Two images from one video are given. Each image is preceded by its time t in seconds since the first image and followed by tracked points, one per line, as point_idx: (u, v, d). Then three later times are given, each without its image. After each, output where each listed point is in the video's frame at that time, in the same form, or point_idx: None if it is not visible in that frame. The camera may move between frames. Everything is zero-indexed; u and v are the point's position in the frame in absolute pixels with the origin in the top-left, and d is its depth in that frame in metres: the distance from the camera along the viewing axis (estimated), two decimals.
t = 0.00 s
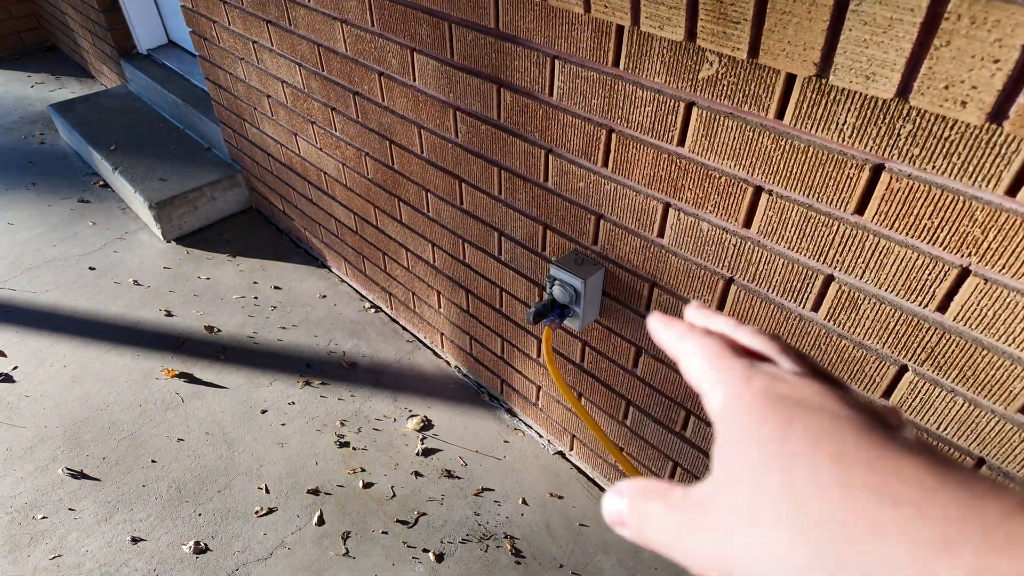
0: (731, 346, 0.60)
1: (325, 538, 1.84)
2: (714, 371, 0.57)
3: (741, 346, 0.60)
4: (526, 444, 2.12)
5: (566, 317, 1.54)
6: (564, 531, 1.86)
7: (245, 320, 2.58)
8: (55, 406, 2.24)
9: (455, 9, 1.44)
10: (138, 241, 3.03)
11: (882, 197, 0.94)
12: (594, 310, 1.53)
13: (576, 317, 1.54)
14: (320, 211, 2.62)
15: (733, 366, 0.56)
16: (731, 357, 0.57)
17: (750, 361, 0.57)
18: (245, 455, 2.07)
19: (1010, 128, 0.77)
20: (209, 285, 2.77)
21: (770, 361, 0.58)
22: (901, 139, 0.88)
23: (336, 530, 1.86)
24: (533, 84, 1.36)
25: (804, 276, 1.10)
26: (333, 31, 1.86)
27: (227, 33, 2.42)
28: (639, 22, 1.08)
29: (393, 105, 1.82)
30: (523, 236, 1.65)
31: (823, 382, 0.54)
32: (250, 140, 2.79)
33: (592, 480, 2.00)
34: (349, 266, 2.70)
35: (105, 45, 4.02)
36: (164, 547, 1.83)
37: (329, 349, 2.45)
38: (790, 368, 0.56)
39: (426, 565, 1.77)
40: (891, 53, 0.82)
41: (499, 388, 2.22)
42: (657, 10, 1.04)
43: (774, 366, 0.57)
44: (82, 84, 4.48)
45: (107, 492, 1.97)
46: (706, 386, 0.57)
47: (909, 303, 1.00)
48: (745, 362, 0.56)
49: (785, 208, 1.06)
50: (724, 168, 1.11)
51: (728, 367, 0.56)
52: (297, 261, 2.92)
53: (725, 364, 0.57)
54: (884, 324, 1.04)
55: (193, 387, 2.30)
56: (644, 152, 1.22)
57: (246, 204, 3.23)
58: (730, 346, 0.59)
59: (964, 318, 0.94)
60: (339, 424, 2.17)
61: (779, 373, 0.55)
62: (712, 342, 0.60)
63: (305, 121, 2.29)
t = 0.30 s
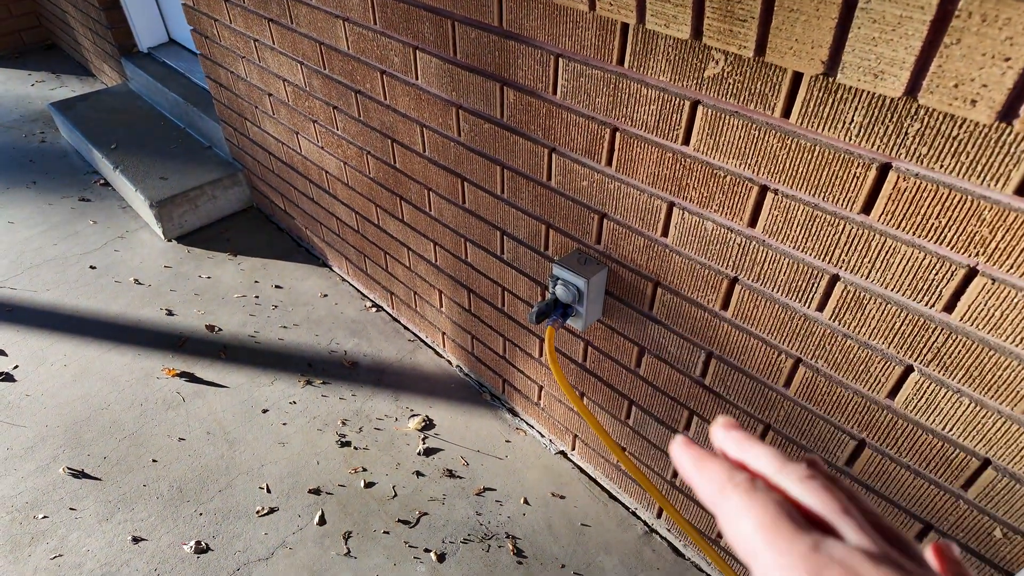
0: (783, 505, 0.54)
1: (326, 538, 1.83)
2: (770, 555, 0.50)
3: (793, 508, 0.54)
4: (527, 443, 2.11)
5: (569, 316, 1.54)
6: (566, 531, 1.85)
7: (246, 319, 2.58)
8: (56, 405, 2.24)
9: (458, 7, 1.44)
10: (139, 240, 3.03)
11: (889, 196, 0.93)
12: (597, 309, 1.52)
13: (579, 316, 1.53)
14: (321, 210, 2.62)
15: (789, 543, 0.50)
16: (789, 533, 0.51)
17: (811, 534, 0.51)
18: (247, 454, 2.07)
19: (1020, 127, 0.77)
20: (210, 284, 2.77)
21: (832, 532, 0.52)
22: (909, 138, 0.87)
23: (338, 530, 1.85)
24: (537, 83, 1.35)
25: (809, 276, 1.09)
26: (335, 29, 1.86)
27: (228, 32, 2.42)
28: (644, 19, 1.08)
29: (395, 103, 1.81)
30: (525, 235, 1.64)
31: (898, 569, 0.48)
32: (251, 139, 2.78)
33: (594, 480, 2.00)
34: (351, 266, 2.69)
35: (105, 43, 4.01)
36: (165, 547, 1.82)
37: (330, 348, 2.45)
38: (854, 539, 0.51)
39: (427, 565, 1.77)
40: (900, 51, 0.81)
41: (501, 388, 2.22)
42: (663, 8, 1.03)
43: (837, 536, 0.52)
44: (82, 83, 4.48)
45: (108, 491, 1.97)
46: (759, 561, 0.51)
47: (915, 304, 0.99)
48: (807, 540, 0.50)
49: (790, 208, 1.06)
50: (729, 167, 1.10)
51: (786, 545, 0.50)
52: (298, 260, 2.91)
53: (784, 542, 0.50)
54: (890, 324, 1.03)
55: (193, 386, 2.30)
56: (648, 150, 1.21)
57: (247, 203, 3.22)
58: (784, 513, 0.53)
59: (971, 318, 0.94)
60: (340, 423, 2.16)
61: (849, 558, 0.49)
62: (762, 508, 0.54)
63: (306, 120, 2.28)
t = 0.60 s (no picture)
0: (714, 333, 0.59)
1: (324, 535, 1.84)
2: (687, 354, 0.57)
3: (722, 334, 0.60)
4: (525, 441, 2.11)
5: (565, 314, 1.54)
6: (563, 528, 1.85)
7: (244, 318, 2.58)
8: (54, 403, 2.24)
9: (454, 5, 1.44)
10: (137, 239, 3.03)
11: (883, 192, 0.93)
12: (594, 307, 1.53)
13: (576, 313, 1.53)
14: (319, 208, 2.62)
15: (712, 358, 0.55)
16: (709, 345, 0.57)
17: (729, 347, 0.57)
18: (245, 452, 2.07)
19: (1012, 122, 0.77)
20: (208, 283, 2.77)
21: (748, 352, 0.57)
22: (903, 134, 0.87)
23: (335, 528, 1.85)
24: (533, 80, 1.35)
25: (804, 273, 1.09)
26: (332, 27, 1.86)
27: (226, 30, 2.42)
28: (639, 16, 1.08)
29: (392, 101, 1.81)
30: (522, 233, 1.65)
31: (796, 377, 0.54)
32: (249, 137, 2.78)
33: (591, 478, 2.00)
34: (349, 264, 2.69)
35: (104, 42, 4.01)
36: (163, 545, 1.82)
37: (328, 346, 2.45)
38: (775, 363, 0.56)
39: (425, 563, 1.77)
40: (892, 47, 0.81)
41: (498, 385, 2.22)
42: (657, 5, 1.03)
43: (753, 354, 0.58)
44: (81, 82, 4.48)
45: (106, 489, 1.97)
46: (681, 374, 0.57)
47: (909, 300, 0.99)
48: (723, 352, 0.56)
49: (785, 204, 1.06)
50: (724, 165, 1.10)
51: (706, 355, 0.56)
52: (296, 259, 2.91)
53: (702, 351, 0.56)
54: (884, 321, 1.04)
55: (192, 384, 2.30)
56: (643, 148, 1.21)
57: (245, 201, 3.22)
58: (712, 333, 0.58)
59: (964, 314, 0.94)
60: (338, 421, 2.16)
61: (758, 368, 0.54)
62: (692, 323, 0.60)
63: (304, 118, 2.29)
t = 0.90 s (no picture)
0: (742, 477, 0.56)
1: (327, 536, 1.84)
2: (722, 504, 0.53)
3: (752, 474, 0.57)
4: (528, 441, 2.12)
5: (569, 314, 1.54)
6: (566, 528, 1.86)
7: (246, 318, 2.58)
8: (56, 404, 2.24)
9: (457, 5, 1.44)
10: (138, 239, 3.03)
11: (888, 193, 0.93)
12: (597, 307, 1.53)
13: (579, 314, 1.53)
14: (321, 209, 2.62)
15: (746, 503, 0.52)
16: (743, 490, 0.54)
17: (762, 490, 0.53)
18: (248, 452, 2.07)
19: (1019, 123, 0.77)
20: (210, 283, 2.77)
21: (787, 494, 0.53)
22: (908, 135, 0.88)
23: (338, 528, 1.86)
24: (536, 81, 1.36)
25: (808, 273, 1.10)
26: (335, 28, 1.86)
27: (227, 31, 2.42)
28: (643, 17, 1.08)
29: (394, 102, 1.81)
30: (525, 233, 1.65)
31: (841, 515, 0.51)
32: (250, 138, 2.78)
33: (594, 478, 2.00)
34: (351, 264, 2.69)
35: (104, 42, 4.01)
36: (166, 546, 1.83)
37: (330, 347, 2.45)
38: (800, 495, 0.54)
39: (428, 563, 1.77)
40: (899, 49, 0.81)
41: (500, 385, 2.22)
42: (662, 6, 1.04)
43: (788, 494, 0.54)
44: (81, 82, 4.48)
45: (109, 490, 1.97)
46: (717, 526, 0.52)
47: (914, 300, 0.99)
48: (760, 496, 0.52)
49: (790, 205, 1.06)
50: (729, 165, 1.10)
51: (739, 504, 0.52)
52: (297, 259, 2.91)
53: (737, 500, 0.53)
54: (889, 321, 1.04)
55: (194, 385, 2.30)
56: (647, 148, 1.21)
57: (246, 202, 3.22)
58: (742, 479, 0.55)
59: (970, 315, 0.94)
60: (341, 422, 2.16)
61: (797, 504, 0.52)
62: (720, 470, 0.56)
63: (306, 118, 2.28)
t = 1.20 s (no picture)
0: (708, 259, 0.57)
1: (326, 536, 1.84)
2: (667, 255, 0.60)
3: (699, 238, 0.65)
4: (526, 441, 2.12)
5: (566, 315, 1.54)
6: (564, 528, 1.86)
7: (245, 318, 2.58)
8: (55, 404, 2.24)
9: (455, 6, 1.44)
10: (137, 239, 3.03)
11: (884, 194, 0.94)
12: (595, 307, 1.53)
13: (577, 314, 1.53)
14: (320, 209, 2.62)
15: (700, 281, 0.54)
16: (694, 263, 0.57)
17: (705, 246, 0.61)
18: (246, 452, 2.07)
19: (1013, 125, 0.77)
20: (208, 284, 2.77)
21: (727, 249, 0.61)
22: (904, 137, 0.88)
23: (337, 528, 1.86)
24: (534, 82, 1.36)
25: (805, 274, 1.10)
26: (333, 28, 1.86)
27: (226, 31, 2.42)
28: (640, 19, 1.08)
29: (393, 102, 1.81)
30: (523, 234, 1.65)
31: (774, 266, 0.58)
32: (249, 138, 2.78)
33: (592, 477, 2.01)
34: (350, 264, 2.70)
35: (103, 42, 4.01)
36: (165, 546, 1.83)
37: (329, 347, 2.45)
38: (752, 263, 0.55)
39: (427, 563, 1.78)
40: (894, 50, 0.81)
41: (499, 385, 2.22)
42: (659, 7, 1.04)
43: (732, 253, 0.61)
44: (81, 82, 4.48)
45: (108, 490, 1.97)
46: (666, 293, 0.56)
47: (910, 301, 0.99)
48: (702, 247, 0.60)
49: (787, 206, 1.06)
50: (726, 166, 1.11)
51: (694, 281, 0.54)
52: (296, 259, 2.92)
53: (681, 250, 0.60)
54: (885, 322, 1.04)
55: (193, 385, 2.30)
56: (645, 150, 1.22)
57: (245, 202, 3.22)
58: (718, 282, 0.53)
59: (965, 316, 0.95)
60: (339, 422, 2.17)
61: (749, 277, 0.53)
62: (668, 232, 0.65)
63: (305, 119, 2.29)
